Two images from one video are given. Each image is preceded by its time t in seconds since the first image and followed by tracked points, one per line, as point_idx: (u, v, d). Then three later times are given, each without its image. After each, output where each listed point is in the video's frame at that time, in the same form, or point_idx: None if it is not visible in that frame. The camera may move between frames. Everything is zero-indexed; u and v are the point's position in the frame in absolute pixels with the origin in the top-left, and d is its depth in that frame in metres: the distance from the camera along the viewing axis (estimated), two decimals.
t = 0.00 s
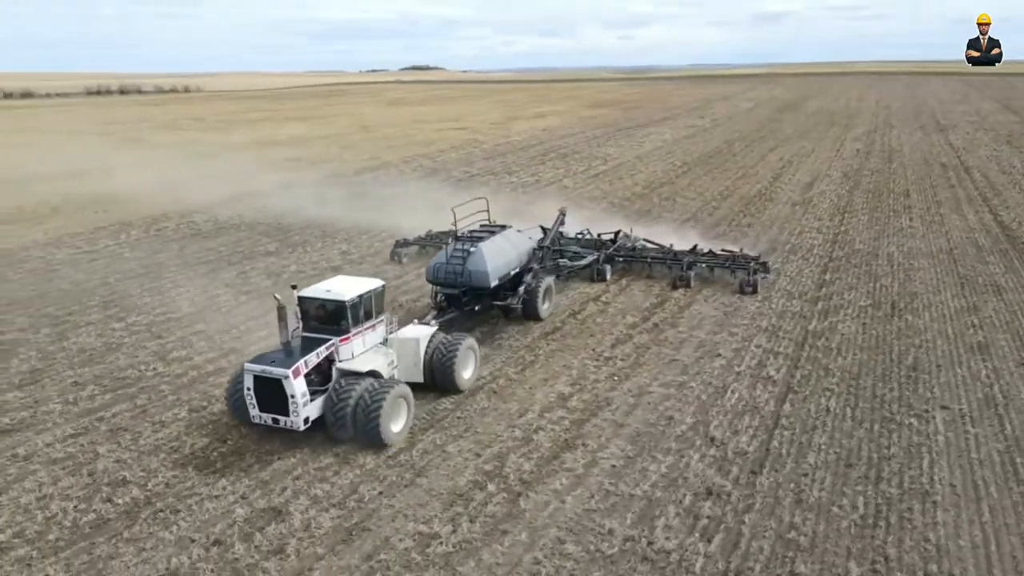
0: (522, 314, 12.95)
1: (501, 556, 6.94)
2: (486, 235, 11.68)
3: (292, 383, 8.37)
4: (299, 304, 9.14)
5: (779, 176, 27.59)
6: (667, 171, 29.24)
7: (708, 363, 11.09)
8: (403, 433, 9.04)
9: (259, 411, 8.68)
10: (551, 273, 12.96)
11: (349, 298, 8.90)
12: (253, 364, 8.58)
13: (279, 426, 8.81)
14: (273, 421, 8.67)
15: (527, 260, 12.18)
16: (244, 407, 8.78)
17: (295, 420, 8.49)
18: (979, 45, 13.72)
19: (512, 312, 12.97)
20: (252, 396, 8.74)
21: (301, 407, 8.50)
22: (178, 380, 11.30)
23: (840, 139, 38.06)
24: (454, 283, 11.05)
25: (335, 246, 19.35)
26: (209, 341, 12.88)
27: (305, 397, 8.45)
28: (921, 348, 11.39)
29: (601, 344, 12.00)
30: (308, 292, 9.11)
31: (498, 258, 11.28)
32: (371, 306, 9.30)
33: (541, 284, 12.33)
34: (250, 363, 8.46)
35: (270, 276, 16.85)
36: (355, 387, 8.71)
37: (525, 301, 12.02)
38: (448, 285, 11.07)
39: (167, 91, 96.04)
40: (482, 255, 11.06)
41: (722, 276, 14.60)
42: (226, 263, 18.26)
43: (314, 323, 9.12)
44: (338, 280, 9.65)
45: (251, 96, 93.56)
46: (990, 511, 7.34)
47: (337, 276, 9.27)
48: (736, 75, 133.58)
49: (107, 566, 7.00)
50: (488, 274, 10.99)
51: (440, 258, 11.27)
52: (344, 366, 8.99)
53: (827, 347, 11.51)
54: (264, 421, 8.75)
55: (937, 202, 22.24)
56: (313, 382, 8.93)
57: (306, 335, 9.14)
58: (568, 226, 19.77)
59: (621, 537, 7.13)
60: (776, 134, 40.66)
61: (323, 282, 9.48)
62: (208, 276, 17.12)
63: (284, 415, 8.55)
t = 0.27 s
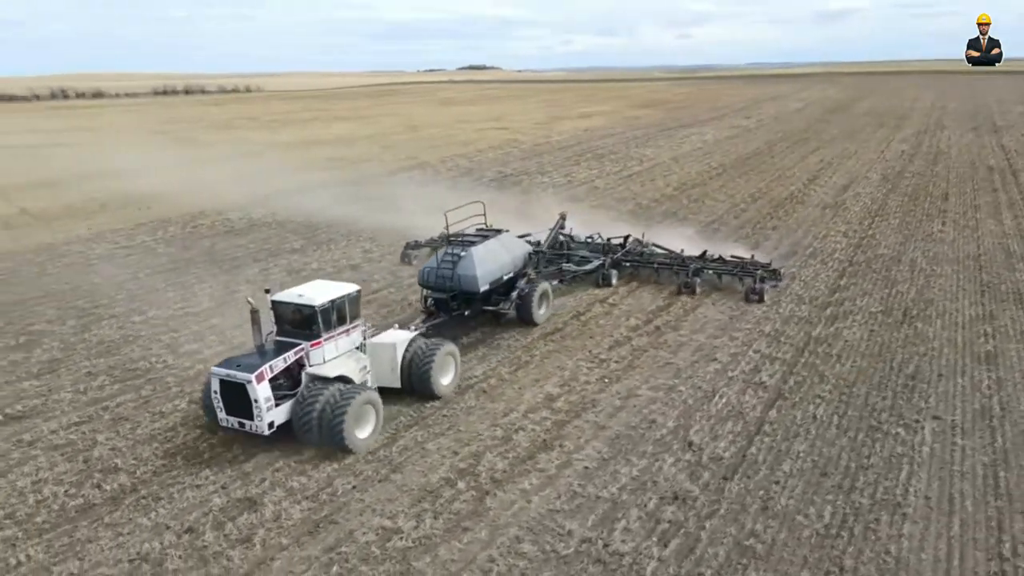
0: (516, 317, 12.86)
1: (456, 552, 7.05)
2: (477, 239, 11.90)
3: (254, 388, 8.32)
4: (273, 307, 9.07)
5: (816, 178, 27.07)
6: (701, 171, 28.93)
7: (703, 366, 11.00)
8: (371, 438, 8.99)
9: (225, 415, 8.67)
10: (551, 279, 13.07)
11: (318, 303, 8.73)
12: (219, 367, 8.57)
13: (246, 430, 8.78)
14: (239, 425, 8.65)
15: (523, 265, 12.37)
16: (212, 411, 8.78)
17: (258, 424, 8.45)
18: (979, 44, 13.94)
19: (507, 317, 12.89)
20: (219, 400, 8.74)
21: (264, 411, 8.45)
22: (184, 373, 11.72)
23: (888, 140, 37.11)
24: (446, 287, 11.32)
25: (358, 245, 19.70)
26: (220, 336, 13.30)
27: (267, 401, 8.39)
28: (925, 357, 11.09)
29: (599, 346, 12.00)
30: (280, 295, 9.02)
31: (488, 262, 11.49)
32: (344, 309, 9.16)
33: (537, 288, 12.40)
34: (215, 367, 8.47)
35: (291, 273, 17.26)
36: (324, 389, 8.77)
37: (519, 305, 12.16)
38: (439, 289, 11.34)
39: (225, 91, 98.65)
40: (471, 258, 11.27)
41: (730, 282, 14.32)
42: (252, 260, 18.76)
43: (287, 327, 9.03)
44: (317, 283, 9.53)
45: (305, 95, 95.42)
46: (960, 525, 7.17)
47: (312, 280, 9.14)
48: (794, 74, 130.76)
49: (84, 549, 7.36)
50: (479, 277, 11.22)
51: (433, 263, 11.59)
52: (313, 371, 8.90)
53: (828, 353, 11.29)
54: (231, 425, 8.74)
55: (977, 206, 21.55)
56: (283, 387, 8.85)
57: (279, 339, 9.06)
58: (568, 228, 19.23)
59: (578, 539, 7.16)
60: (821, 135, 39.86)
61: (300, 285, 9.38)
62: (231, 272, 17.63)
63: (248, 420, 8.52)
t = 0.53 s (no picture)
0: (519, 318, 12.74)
1: (428, 545, 7.20)
2: (480, 242, 11.86)
3: (233, 388, 8.45)
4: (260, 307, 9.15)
5: (866, 179, 26.36)
6: (747, 172, 28.47)
7: (707, 370, 10.91)
8: (348, 439, 8.98)
9: (207, 413, 8.83)
10: (564, 282, 13.04)
11: (299, 306, 8.75)
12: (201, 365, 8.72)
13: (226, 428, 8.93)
14: (219, 423, 8.80)
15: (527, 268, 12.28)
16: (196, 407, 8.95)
17: (237, 424, 8.59)
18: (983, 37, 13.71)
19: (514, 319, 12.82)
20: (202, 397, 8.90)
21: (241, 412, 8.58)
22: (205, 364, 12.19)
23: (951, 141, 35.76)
24: (447, 290, 11.33)
25: (392, 243, 20.06)
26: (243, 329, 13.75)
27: (244, 402, 8.51)
28: (942, 366, 10.76)
29: (608, 346, 11.99)
30: (266, 296, 9.08)
31: (490, 263, 11.43)
32: (329, 311, 9.18)
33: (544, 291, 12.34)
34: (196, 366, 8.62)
35: (323, 270, 17.71)
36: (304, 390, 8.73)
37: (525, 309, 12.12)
38: (440, 293, 11.37)
39: (292, 91, 101.09)
40: (472, 259, 11.23)
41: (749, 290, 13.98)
42: (289, 255, 19.31)
43: (272, 327, 9.10)
44: (307, 283, 9.55)
45: (367, 95, 97.03)
46: (942, 539, 6.99)
47: (298, 281, 9.17)
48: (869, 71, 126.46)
49: (82, 528, 7.76)
50: (479, 279, 11.18)
51: (435, 266, 11.60)
52: (294, 373, 8.96)
53: (840, 359, 11.05)
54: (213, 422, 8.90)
55: None
56: (265, 388, 8.96)
57: (265, 339, 9.15)
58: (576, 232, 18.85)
59: (549, 536, 7.23)
60: (881, 136, 38.74)
61: (289, 286, 9.42)
62: (267, 268, 18.17)
63: (228, 419, 8.66)
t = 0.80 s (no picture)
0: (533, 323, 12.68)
1: (414, 536, 7.37)
2: (494, 245, 11.91)
3: (221, 387, 8.69)
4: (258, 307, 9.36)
5: (930, 182, 25.41)
6: (806, 173, 27.78)
7: (724, 373, 10.77)
8: (335, 442, 9.05)
9: (202, 410, 9.12)
10: (585, 286, 12.98)
11: (291, 306, 8.90)
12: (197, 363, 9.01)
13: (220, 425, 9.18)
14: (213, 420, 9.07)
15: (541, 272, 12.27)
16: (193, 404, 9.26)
17: (226, 422, 8.82)
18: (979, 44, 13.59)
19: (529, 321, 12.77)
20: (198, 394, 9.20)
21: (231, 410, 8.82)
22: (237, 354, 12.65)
23: None
24: (456, 293, 11.44)
25: (436, 242, 20.35)
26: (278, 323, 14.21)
27: (232, 401, 8.74)
28: (972, 377, 10.35)
29: (628, 347, 11.94)
30: (264, 296, 9.29)
31: (501, 268, 11.47)
32: (325, 312, 9.31)
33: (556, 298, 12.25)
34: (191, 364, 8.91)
35: (364, 266, 18.11)
36: (287, 398, 8.87)
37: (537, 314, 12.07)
38: (450, 295, 11.48)
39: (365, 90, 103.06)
40: (482, 263, 11.31)
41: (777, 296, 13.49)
42: (335, 251, 19.80)
43: (269, 327, 9.30)
44: (307, 284, 9.73)
45: (437, 94, 98.19)
46: (934, 554, 6.77)
47: (296, 282, 9.34)
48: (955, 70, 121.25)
49: (97, 505, 8.23)
50: (489, 284, 11.24)
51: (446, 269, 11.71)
52: (286, 374, 9.14)
53: (863, 367, 10.74)
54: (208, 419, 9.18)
55: None
56: (258, 386, 9.15)
57: (263, 338, 9.38)
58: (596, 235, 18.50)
59: (532, 533, 7.30)
60: (955, 137, 37.23)
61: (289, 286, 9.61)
62: (312, 263, 18.69)
63: (218, 416, 8.91)
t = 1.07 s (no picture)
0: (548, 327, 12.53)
1: (408, 528, 7.53)
2: (510, 247, 11.87)
3: (217, 383, 8.80)
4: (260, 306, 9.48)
5: (1003, 186, 24.29)
6: (872, 175, 26.91)
7: (745, 378, 10.60)
8: (328, 441, 9.10)
9: (201, 405, 9.25)
10: (609, 291, 12.85)
11: (290, 306, 8.99)
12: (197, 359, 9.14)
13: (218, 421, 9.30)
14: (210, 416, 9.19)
15: (557, 275, 12.12)
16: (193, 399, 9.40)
17: (221, 418, 8.92)
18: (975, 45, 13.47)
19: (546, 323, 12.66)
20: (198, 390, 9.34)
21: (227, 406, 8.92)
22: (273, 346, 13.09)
23: None
24: (468, 295, 11.41)
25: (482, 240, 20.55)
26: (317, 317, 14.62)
27: (228, 397, 8.84)
28: (1007, 390, 9.91)
29: (653, 349, 11.85)
30: (265, 295, 9.40)
31: (514, 269, 11.42)
32: (325, 312, 9.38)
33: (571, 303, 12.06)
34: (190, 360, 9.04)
35: (408, 263, 18.45)
36: (278, 400, 8.91)
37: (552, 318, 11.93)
38: (461, 297, 11.46)
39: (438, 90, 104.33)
40: (495, 266, 11.27)
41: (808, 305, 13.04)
42: (383, 248, 20.23)
43: (270, 325, 9.40)
44: (311, 284, 9.81)
45: (509, 94, 98.64)
46: (930, 572, 6.56)
47: (297, 282, 9.43)
48: None
49: (119, 485, 8.69)
50: (500, 285, 11.19)
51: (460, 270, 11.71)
52: (283, 373, 9.21)
53: (891, 376, 10.41)
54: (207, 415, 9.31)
55: None
56: (256, 383, 9.24)
57: (263, 336, 9.48)
58: (621, 237, 18.19)
59: (522, 531, 7.37)
60: None
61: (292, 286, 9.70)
62: (359, 259, 19.14)
63: (215, 413, 9.02)
